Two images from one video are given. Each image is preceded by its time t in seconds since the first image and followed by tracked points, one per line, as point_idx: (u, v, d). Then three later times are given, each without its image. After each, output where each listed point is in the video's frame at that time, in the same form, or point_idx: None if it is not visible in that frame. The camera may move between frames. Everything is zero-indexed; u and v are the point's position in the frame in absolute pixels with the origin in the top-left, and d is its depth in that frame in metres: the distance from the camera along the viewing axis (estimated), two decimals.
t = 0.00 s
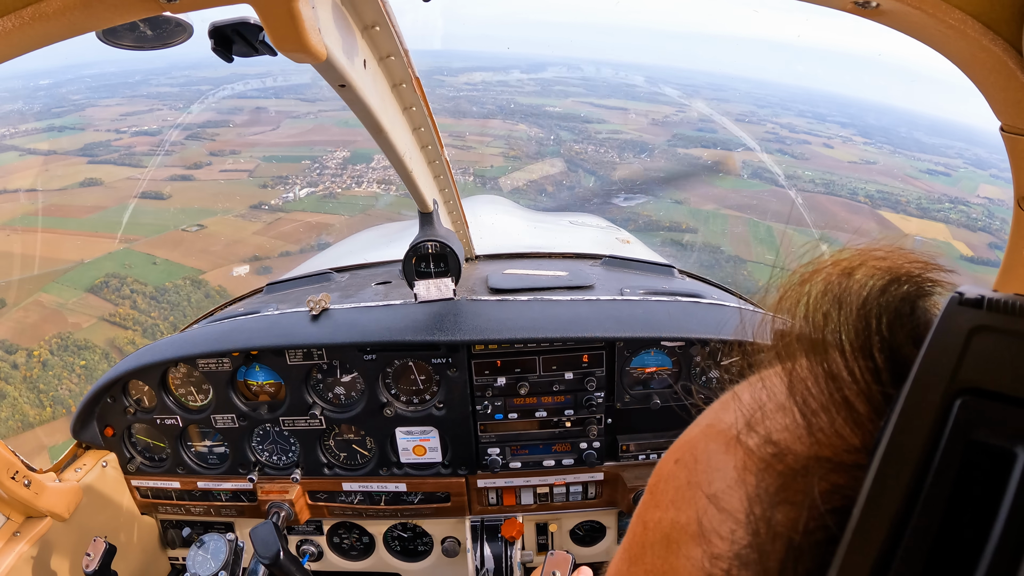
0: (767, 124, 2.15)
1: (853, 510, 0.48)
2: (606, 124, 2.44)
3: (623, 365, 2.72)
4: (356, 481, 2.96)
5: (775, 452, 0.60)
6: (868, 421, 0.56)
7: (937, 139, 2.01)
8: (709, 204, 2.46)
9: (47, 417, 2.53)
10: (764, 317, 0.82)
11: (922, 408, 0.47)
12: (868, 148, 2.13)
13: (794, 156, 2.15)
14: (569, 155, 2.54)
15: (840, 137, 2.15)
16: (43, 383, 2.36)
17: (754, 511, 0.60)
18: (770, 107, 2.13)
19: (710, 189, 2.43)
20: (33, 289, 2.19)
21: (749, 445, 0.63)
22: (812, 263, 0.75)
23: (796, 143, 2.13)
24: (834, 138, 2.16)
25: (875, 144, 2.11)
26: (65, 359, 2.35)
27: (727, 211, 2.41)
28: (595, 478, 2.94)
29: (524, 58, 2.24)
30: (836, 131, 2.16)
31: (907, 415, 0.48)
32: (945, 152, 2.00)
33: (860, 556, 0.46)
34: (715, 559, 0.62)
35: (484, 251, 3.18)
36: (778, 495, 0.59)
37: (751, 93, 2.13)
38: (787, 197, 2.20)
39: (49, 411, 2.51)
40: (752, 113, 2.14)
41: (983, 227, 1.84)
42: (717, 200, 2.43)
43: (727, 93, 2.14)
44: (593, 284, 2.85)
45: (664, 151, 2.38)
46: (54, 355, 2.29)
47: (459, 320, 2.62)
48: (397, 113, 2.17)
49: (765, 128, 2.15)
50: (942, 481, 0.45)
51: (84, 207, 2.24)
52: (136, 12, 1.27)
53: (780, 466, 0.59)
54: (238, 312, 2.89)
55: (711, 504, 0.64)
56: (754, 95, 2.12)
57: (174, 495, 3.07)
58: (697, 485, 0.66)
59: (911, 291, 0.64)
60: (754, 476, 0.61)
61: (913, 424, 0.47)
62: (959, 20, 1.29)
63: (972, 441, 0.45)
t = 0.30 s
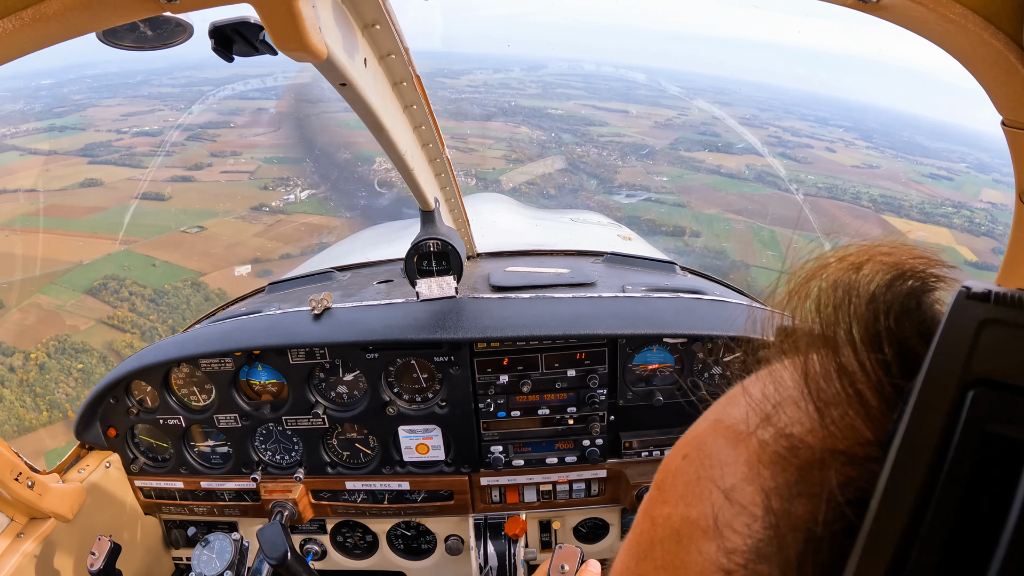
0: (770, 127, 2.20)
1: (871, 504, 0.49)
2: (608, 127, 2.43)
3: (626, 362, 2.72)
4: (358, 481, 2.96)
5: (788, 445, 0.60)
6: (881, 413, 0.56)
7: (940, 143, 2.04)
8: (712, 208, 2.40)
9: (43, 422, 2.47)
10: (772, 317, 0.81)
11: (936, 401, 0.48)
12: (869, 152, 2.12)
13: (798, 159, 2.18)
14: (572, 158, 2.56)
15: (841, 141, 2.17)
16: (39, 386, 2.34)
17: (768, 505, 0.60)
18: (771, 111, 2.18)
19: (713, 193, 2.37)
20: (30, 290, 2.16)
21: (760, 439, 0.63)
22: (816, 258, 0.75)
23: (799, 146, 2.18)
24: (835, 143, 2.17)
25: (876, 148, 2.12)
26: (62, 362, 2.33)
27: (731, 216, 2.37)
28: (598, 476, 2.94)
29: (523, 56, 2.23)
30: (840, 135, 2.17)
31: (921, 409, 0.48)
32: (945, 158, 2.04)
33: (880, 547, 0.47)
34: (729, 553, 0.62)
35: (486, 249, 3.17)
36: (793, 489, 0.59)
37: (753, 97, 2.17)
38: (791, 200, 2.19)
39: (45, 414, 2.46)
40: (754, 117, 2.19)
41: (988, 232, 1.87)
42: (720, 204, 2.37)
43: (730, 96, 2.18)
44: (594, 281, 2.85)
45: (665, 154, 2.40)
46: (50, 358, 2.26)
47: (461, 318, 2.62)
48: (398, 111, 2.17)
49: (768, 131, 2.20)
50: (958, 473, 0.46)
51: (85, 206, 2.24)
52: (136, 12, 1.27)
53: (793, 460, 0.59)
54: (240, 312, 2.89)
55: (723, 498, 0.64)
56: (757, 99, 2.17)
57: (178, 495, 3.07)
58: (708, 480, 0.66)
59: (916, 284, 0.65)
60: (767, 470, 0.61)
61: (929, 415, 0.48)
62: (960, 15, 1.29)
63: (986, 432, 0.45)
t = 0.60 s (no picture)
0: (772, 131, 2.16)
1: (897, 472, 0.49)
2: (611, 129, 2.45)
3: (627, 358, 2.72)
4: (362, 480, 2.96)
5: (808, 418, 0.60)
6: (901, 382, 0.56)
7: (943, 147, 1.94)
8: (717, 212, 2.45)
9: (40, 426, 2.49)
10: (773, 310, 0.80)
11: (954, 369, 0.48)
12: (873, 155, 2.05)
13: (801, 163, 2.17)
14: (574, 159, 2.61)
15: (845, 145, 2.09)
16: (38, 391, 2.36)
17: (790, 478, 0.60)
18: (774, 114, 2.12)
19: (719, 197, 2.39)
20: (30, 293, 2.17)
21: (778, 415, 0.63)
22: (822, 242, 0.76)
23: (803, 150, 2.14)
24: (838, 147, 2.09)
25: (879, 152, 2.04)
26: (59, 366, 2.37)
27: (734, 219, 2.41)
28: (601, 472, 2.94)
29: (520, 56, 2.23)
30: (842, 138, 2.10)
31: (939, 376, 0.48)
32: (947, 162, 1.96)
33: (911, 512, 0.47)
34: (753, 526, 0.62)
35: (485, 247, 3.19)
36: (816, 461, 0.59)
37: (757, 101, 2.10)
38: (795, 204, 2.22)
39: (43, 419, 2.47)
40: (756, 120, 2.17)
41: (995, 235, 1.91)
42: (724, 208, 2.41)
43: (731, 100, 2.14)
44: (594, 278, 2.85)
45: (670, 157, 2.42)
46: (49, 362, 2.30)
47: (461, 316, 2.62)
48: (395, 110, 2.17)
49: (771, 134, 2.19)
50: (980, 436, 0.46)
51: (87, 209, 2.22)
52: (133, 16, 1.26)
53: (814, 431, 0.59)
54: (240, 314, 2.89)
55: (744, 473, 0.64)
56: (760, 102, 2.10)
57: (180, 498, 3.07)
58: (728, 457, 0.67)
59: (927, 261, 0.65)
60: (788, 443, 0.61)
61: (950, 378, 0.48)
62: (955, 6, 1.30)
63: (1004, 394, 0.46)
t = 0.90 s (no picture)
0: (776, 134, 2.21)
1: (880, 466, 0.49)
2: (615, 133, 2.56)
3: (623, 353, 2.73)
4: (359, 477, 2.96)
5: (797, 411, 0.60)
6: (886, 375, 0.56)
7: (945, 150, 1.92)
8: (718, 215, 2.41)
9: (37, 431, 2.47)
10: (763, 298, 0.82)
11: (935, 360, 0.48)
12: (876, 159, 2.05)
13: (804, 166, 2.19)
14: (574, 161, 2.68)
15: (849, 148, 2.08)
16: (34, 397, 2.33)
17: (779, 472, 0.60)
18: (778, 117, 2.16)
19: (724, 201, 2.36)
20: (29, 294, 2.15)
21: (767, 410, 0.63)
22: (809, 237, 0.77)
23: (806, 153, 2.16)
24: (842, 151, 2.08)
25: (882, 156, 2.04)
26: (57, 369, 2.31)
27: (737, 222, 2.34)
28: (598, 467, 2.95)
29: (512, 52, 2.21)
30: (846, 142, 2.08)
31: (922, 368, 0.48)
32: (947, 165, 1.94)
33: (894, 505, 0.47)
34: (743, 520, 0.63)
35: (481, 242, 3.17)
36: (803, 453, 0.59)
37: (759, 104, 2.14)
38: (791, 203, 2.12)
39: (39, 424, 2.45)
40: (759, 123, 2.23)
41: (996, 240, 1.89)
42: (725, 211, 2.38)
43: (737, 102, 2.17)
44: (589, 272, 2.85)
45: (673, 160, 2.47)
46: (47, 365, 2.24)
47: (457, 312, 2.62)
48: (390, 106, 2.16)
49: (775, 137, 2.22)
50: (962, 424, 0.46)
51: (88, 209, 2.22)
52: (125, 13, 1.26)
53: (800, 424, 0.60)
54: (236, 311, 2.89)
55: (733, 466, 0.64)
56: (763, 106, 2.14)
57: (178, 496, 3.07)
58: (717, 452, 0.67)
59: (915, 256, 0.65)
60: (776, 436, 0.61)
61: (934, 367, 0.48)
62: None
63: (986, 384, 0.46)
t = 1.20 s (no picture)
0: (779, 137, 2.08)
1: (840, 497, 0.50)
2: (617, 134, 2.41)
3: (613, 354, 2.73)
4: (348, 475, 2.96)
5: (751, 440, 0.60)
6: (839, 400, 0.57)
7: (949, 154, 1.88)
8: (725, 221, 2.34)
9: (34, 436, 2.55)
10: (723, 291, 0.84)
11: (899, 390, 0.49)
12: (880, 163, 2.02)
13: (807, 169, 2.10)
14: (580, 164, 2.57)
15: (852, 151, 2.03)
16: (32, 399, 2.44)
17: (734, 501, 0.61)
18: (782, 120, 2.05)
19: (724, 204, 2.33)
20: (28, 297, 2.17)
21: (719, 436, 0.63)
22: (766, 247, 0.78)
23: (809, 157, 2.06)
24: (846, 153, 2.03)
25: (887, 159, 2.01)
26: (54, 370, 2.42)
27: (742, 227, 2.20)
28: (586, 467, 2.95)
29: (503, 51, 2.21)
30: (849, 145, 2.04)
31: (882, 394, 0.49)
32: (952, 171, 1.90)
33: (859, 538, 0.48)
34: (702, 551, 0.64)
35: (471, 242, 3.20)
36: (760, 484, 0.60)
37: (762, 106, 2.04)
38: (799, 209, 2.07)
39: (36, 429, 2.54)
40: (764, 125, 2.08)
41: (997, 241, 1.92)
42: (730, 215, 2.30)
43: (739, 104, 2.06)
44: (580, 273, 2.86)
45: (676, 163, 2.34)
46: (44, 367, 2.34)
47: (447, 311, 2.62)
48: (382, 104, 2.17)
49: (777, 141, 2.09)
50: (927, 453, 0.47)
51: (88, 210, 2.20)
52: (118, 8, 1.25)
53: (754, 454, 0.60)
54: (226, 308, 2.88)
55: (688, 496, 0.64)
56: (765, 109, 2.04)
57: (166, 493, 3.06)
58: (671, 480, 0.67)
59: (862, 267, 0.66)
60: (732, 463, 0.61)
61: (892, 401, 0.48)
62: (943, 6, 1.32)
63: (950, 413, 0.47)
